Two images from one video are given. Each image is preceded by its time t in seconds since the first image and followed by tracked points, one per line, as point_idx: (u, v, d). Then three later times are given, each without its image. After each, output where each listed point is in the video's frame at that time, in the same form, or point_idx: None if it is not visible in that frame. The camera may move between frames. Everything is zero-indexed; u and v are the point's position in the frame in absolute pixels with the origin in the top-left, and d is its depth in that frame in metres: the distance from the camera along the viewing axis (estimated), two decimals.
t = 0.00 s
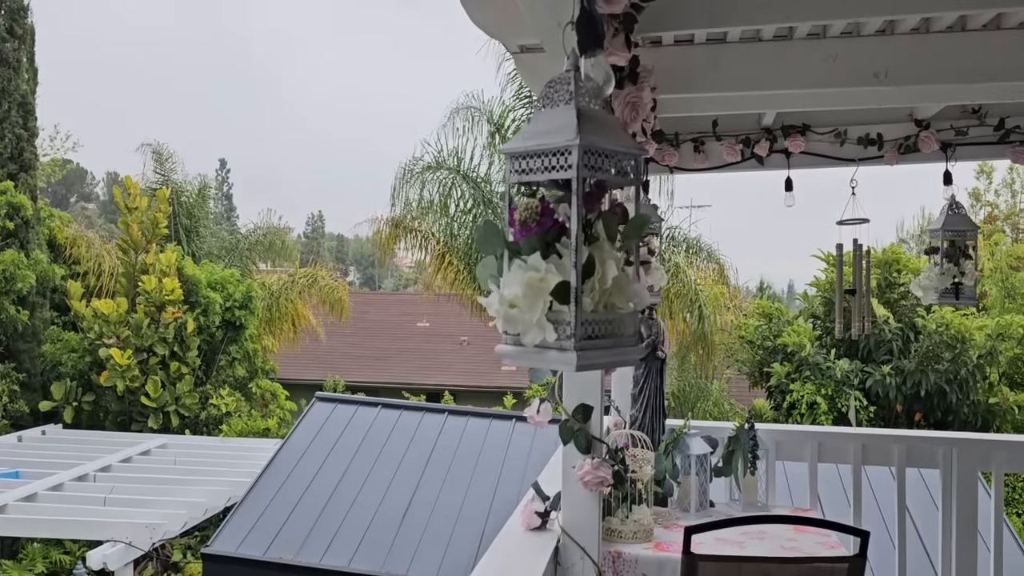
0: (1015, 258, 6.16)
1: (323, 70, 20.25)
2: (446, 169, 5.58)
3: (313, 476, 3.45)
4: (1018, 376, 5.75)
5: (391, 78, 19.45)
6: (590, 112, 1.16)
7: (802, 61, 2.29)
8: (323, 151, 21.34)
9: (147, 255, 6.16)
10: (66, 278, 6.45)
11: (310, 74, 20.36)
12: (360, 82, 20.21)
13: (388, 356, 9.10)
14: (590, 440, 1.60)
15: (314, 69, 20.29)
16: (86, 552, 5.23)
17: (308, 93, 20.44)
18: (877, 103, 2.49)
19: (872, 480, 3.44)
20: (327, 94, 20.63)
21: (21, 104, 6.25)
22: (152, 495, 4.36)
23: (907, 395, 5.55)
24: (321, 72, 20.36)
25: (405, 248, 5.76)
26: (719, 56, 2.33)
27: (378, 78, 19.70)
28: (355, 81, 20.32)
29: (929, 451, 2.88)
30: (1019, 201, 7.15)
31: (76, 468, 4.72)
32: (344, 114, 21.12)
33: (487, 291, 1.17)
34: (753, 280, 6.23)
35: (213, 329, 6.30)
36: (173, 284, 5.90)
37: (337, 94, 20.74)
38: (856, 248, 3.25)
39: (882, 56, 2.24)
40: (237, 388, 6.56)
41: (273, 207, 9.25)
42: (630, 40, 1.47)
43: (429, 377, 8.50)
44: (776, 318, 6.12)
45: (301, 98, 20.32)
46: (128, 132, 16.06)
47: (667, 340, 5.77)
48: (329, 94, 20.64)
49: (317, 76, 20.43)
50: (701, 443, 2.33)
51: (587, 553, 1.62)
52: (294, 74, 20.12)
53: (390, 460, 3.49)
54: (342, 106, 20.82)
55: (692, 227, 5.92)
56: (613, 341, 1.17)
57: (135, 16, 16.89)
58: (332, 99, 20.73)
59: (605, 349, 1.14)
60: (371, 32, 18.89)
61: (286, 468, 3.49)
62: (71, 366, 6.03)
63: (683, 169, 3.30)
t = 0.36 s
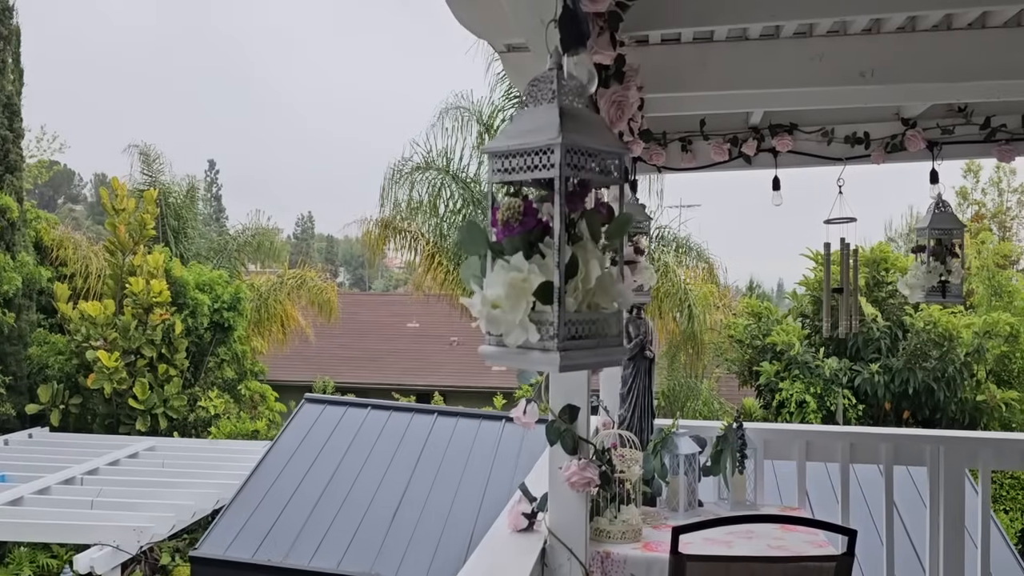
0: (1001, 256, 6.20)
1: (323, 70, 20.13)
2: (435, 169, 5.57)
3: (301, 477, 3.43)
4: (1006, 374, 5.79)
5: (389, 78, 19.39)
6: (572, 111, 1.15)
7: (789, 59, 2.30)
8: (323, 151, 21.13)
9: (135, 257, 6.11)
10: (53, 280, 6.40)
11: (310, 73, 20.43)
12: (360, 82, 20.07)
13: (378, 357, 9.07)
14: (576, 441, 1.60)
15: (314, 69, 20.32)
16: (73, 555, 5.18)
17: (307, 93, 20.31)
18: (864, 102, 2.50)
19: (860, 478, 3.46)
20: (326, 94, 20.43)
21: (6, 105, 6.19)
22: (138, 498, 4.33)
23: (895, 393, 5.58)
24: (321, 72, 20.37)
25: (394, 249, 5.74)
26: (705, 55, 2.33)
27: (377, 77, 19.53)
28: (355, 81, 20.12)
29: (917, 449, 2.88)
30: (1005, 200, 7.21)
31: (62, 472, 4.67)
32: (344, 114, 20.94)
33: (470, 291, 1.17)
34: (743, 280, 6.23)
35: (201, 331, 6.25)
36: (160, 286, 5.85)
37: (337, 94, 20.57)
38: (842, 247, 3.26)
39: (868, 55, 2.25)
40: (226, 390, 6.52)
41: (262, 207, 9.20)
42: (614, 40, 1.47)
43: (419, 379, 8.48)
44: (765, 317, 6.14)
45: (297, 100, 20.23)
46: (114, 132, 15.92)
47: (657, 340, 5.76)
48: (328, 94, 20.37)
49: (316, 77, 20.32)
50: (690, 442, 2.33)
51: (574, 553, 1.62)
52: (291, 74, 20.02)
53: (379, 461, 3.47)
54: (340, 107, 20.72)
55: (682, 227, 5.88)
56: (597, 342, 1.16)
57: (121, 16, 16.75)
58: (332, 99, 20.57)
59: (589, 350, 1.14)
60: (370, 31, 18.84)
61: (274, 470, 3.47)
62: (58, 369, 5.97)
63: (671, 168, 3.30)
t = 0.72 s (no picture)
0: (991, 254, 6.21)
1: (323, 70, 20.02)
2: (425, 169, 5.55)
3: (290, 479, 3.41)
4: (995, 371, 5.82)
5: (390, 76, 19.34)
6: (554, 108, 1.15)
7: (776, 58, 2.30)
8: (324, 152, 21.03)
9: (123, 258, 6.07)
10: (41, 282, 6.35)
11: (311, 73, 20.25)
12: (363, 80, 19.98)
13: (369, 358, 9.04)
14: (563, 441, 1.60)
15: (314, 67, 20.09)
16: (61, 559, 5.15)
17: (308, 93, 20.18)
18: (851, 100, 2.50)
19: (850, 476, 3.47)
20: (327, 94, 20.29)
21: None
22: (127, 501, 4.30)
23: (886, 391, 5.61)
24: (322, 71, 20.11)
25: (385, 249, 5.72)
26: (693, 54, 2.33)
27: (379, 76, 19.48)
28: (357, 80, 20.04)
29: (906, 447, 2.90)
30: (994, 198, 7.25)
31: (50, 475, 4.63)
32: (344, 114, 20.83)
33: (453, 290, 1.16)
34: (735, 279, 6.23)
35: (191, 333, 6.21)
36: (149, 287, 5.80)
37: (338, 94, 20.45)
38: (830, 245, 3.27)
39: (854, 54, 2.25)
40: (216, 392, 6.49)
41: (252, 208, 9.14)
42: (599, 39, 1.46)
43: (410, 379, 8.46)
44: (756, 316, 6.15)
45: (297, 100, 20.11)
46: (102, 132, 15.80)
47: (649, 339, 5.76)
48: (328, 94, 20.25)
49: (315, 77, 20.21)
50: (679, 441, 2.33)
51: (561, 553, 1.62)
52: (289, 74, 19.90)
53: (369, 461, 3.46)
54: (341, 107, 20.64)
55: (674, 225, 5.87)
56: (580, 342, 1.16)
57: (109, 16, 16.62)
58: (333, 99, 20.44)
59: (572, 349, 1.13)
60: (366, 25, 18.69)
61: (264, 472, 3.45)
62: (46, 372, 5.92)
63: (659, 167, 3.30)
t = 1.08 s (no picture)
0: (983, 252, 6.23)
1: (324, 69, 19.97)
2: (419, 170, 5.54)
3: (284, 480, 3.40)
4: (988, 369, 5.84)
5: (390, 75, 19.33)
6: (545, 108, 1.15)
7: (769, 57, 2.31)
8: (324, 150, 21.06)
9: (116, 260, 6.04)
10: (33, 284, 6.32)
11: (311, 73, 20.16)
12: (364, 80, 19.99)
13: (363, 359, 9.03)
14: (555, 441, 1.60)
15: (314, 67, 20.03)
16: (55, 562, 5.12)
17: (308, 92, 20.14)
18: (843, 99, 2.51)
19: (844, 474, 3.48)
20: (327, 94, 20.24)
21: None
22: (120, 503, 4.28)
23: (879, 389, 5.64)
24: (322, 71, 20.07)
25: (380, 250, 5.71)
26: (686, 53, 2.34)
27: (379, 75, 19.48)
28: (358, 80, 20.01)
29: (899, 445, 2.91)
30: (987, 196, 7.27)
31: (43, 478, 4.60)
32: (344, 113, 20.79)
33: (443, 291, 1.15)
34: (729, 279, 6.24)
35: (185, 334, 6.19)
36: (143, 289, 5.79)
37: (338, 93, 20.42)
38: (823, 244, 3.27)
39: (847, 53, 2.26)
40: (210, 393, 6.47)
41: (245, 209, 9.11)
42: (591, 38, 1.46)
43: (404, 380, 8.45)
44: (750, 315, 6.16)
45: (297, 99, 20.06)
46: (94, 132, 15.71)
47: (643, 338, 5.76)
48: (329, 94, 20.23)
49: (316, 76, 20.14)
50: (673, 440, 2.33)
51: (554, 554, 1.62)
52: (289, 74, 19.79)
53: (364, 462, 3.46)
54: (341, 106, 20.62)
55: (667, 225, 5.89)
56: (571, 342, 1.16)
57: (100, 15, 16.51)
58: (333, 98, 20.43)
59: (563, 350, 1.13)
60: (364, 24, 18.56)
61: (257, 473, 3.44)
62: (38, 374, 5.89)
63: (652, 167, 3.30)
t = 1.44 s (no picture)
0: (977, 251, 6.26)
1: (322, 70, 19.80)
2: (413, 170, 5.53)
3: (279, 481, 3.39)
4: (982, 367, 5.86)
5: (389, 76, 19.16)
6: (536, 107, 1.14)
7: (762, 56, 2.31)
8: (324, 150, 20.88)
9: (110, 262, 6.00)
10: (26, 286, 6.29)
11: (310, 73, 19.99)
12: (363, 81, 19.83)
13: (358, 360, 9.02)
14: (548, 441, 1.60)
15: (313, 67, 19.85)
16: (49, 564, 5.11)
17: (307, 93, 19.98)
18: (835, 98, 2.52)
19: (838, 472, 3.49)
20: (326, 94, 20.07)
21: None
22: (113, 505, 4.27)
23: (873, 388, 5.67)
24: (321, 71, 19.91)
25: (375, 250, 5.71)
26: (678, 53, 2.34)
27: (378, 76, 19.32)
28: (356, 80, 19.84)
29: (893, 444, 2.91)
30: (980, 195, 7.29)
31: (35, 480, 4.58)
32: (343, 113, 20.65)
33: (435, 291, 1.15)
34: (724, 278, 6.24)
35: (179, 336, 6.15)
36: (137, 290, 5.77)
37: (337, 93, 20.27)
38: (817, 244, 3.28)
39: (839, 52, 2.26)
40: (205, 395, 6.45)
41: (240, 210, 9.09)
42: (582, 38, 1.45)
43: (399, 381, 8.44)
44: (744, 314, 6.18)
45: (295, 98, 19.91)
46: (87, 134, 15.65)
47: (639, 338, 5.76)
48: (328, 94, 20.08)
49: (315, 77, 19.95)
50: (668, 440, 2.33)
51: (547, 555, 1.62)
52: (286, 74, 19.66)
53: (359, 463, 3.45)
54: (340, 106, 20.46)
55: (663, 224, 5.86)
56: (563, 342, 1.16)
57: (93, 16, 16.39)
58: (332, 98, 20.27)
59: (555, 349, 1.13)
60: (361, 24, 18.38)
61: (252, 475, 3.43)
62: (32, 376, 5.86)
63: (645, 166, 3.30)
